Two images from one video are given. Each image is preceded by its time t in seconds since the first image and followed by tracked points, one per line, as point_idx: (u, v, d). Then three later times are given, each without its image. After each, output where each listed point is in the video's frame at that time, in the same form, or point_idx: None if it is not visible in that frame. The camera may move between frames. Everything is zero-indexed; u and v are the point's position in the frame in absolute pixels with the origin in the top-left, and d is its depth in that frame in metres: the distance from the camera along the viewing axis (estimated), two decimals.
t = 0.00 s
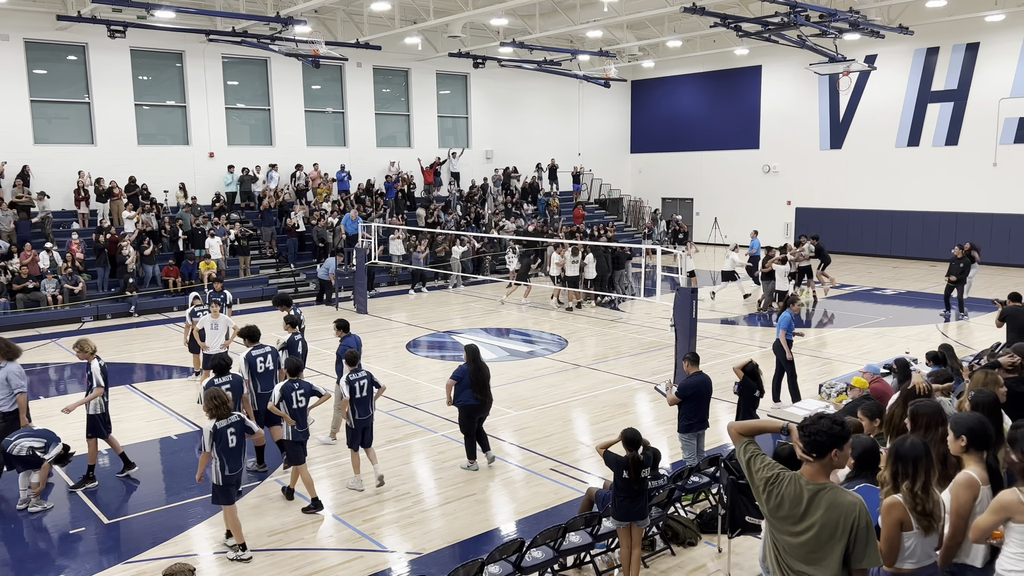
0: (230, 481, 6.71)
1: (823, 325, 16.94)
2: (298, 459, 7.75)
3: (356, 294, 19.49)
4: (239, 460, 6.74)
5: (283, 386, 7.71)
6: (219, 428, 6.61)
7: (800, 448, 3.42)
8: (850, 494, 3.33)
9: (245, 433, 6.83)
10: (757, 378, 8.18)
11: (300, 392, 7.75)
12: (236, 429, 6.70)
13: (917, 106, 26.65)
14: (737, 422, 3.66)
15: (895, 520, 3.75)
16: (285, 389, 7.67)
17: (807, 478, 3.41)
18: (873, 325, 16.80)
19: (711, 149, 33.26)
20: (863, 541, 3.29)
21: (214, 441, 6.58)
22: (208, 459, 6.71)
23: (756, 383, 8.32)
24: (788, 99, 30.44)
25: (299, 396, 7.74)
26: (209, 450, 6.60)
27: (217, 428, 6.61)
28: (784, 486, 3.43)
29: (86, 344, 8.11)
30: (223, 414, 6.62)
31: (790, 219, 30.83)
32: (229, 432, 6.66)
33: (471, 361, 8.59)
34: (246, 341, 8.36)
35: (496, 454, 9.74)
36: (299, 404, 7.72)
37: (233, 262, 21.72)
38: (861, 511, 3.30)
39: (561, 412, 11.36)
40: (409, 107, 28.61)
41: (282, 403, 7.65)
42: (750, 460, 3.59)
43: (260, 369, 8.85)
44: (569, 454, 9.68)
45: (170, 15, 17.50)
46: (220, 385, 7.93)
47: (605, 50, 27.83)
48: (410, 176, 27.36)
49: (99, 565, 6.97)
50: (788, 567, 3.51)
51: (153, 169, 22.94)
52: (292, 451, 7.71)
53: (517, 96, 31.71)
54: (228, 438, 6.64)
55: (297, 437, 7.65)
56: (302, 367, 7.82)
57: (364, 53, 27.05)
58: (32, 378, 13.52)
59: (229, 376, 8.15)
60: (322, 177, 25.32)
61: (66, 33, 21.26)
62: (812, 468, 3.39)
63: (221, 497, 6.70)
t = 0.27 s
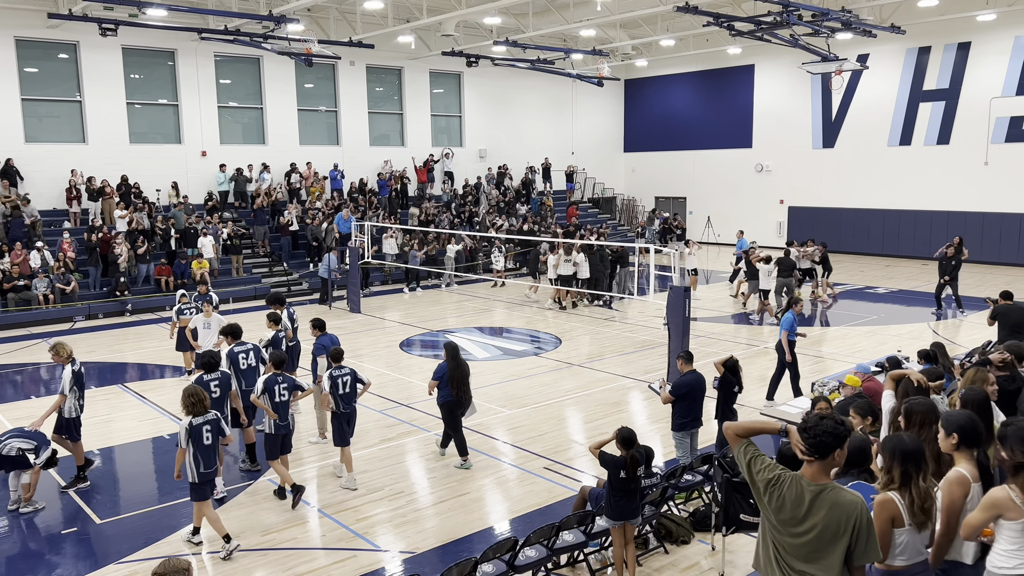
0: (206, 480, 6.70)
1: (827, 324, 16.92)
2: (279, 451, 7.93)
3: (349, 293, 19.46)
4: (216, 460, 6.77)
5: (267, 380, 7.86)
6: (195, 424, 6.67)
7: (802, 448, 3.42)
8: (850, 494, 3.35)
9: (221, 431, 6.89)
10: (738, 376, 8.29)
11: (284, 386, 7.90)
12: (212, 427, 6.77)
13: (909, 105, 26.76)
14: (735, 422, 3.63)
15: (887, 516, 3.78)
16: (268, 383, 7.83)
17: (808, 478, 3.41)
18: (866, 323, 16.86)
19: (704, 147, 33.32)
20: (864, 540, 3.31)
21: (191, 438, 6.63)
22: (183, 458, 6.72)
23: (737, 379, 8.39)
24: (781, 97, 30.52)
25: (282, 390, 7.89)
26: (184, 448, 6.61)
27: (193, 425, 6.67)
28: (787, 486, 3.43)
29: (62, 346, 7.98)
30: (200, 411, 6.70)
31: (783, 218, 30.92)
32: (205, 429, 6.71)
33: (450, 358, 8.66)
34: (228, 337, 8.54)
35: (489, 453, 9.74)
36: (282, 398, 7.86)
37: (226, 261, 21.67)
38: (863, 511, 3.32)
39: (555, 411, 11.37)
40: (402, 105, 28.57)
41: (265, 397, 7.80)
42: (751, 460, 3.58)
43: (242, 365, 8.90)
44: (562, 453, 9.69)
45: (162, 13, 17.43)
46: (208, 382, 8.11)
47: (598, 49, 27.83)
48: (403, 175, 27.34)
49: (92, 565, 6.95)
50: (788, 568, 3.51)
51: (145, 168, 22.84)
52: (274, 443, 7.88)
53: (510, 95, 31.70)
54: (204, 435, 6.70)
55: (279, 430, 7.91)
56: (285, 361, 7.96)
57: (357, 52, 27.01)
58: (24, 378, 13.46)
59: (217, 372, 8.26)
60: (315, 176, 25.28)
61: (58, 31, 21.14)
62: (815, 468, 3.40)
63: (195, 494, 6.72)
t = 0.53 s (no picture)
0: (179, 468, 6.96)
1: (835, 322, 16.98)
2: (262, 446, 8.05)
3: (342, 291, 19.43)
4: (191, 449, 6.99)
5: (252, 376, 7.93)
6: (174, 416, 6.83)
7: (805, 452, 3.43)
8: (854, 496, 3.39)
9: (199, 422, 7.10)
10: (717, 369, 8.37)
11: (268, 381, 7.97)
12: (190, 419, 6.94)
13: (902, 104, 26.85)
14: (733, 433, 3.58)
15: (882, 513, 3.78)
16: (253, 378, 7.90)
17: (811, 482, 3.43)
18: (859, 322, 16.92)
19: (697, 146, 33.37)
20: (869, 541, 3.35)
21: (169, 429, 6.79)
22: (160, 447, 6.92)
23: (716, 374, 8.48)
24: (773, 96, 30.59)
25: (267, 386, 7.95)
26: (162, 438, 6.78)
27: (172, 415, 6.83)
28: (793, 491, 3.43)
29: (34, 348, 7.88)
30: (178, 402, 6.88)
31: (776, 217, 31.00)
32: (183, 421, 6.88)
33: (432, 352, 8.92)
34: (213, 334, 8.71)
35: (483, 451, 9.74)
36: (267, 394, 7.94)
37: (219, 260, 21.62)
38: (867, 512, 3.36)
39: (549, 410, 11.38)
40: (396, 104, 28.53)
41: (251, 393, 7.90)
42: (754, 468, 3.55)
43: (228, 361, 9.05)
44: (556, 452, 9.70)
45: (153, 11, 17.37)
46: (197, 375, 8.11)
47: (591, 48, 27.83)
48: (396, 173, 27.31)
49: (85, 565, 6.93)
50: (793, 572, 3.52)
51: (138, 166, 22.75)
52: (256, 438, 7.97)
53: (503, 94, 31.68)
54: (182, 426, 6.88)
55: (264, 425, 7.96)
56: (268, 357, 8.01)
57: (350, 50, 26.97)
58: (16, 378, 13.42)
59: (207, 366, 8.26)
60: (309, 174, 25.23)
61: (49, 29, 21.03)
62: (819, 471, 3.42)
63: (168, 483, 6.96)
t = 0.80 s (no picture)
0: (158, 466, 7.00)
1: (835, 319, 17.06)
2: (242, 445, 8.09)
3: (336, 290, 19.40)
4: (169, 447, 7.03)
5: (233, 375, 7.93)
6: (151, 415, 6.86)
7: (814, 451, 3.45)
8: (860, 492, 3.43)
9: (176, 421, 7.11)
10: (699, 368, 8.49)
11: (250, 380, 7.98)
12: (168, 417, 6.97)
13: (895, 102, 26.92)
14: (739, 438, 3.51)
15: (878, 510, 3.77)
16: (236, 377, 7.91)
17: (820, 480, 3.44)
18: (853, 320, 16.96)
19: (692, 145, 33.41)
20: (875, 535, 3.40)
21: (147, 428, 6.82)
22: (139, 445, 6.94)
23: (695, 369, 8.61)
24: (767, 95, 30.65)
25: (249, 385, 7.96)
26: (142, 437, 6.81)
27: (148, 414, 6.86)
28: (803, 491, 3.42)
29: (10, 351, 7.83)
30: (156, 402, 6.93)
31: (770, 215, 31.09)
32: (160, 418, 6.90)
33: (413, 348, 8.93)
34: (197, 329, 8.81)
35: (478, 450, 9.74)
36: (248, 393, 7.94)
37: (213, 259, 21.57)
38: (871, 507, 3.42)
39: (543, 408, 11.39)
40: (390, 102, 28.51)
41: (232, 392, 7.87)
42: (761, 473, 3.51)
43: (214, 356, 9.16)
44: (551, 450, 9.70)
45: (146, 9, 17.30)
46: (185, 373, 8.05)
47: (586, 47, 27.82)
48: (390, 172, 27.30)
49: (78, 565, 6.90)
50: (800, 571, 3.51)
51: (131, 165, 22.68)
52: (238, 436, 8.04)
53: (497, 92, 31.66)
54: (159, 425, 6.91)
55: (247, 423, 7.99)
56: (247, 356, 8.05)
57: (344, 49, 26.93)
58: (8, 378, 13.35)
59: (194, 362, 8.19)
60: (303, 173, 25.19)
61: (41, 27, 20.92)
62: (826, 469, 3.45)
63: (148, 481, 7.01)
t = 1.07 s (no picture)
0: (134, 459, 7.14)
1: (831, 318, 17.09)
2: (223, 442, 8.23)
3: (332, 290, 19.38)
4: (146, 441, 7.16)
5: (214, 372, 8.20)
6: (127, 409, 6.98)
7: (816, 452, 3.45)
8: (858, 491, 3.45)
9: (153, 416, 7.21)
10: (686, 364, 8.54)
11: (231, 376, 8.30)
12: (144, 411, 7.07)
13: (890, 101, 26.97)
14: (742, 442, 3.47)
15: (876, 509, 3.76)
16: (217, 374, 8.18)
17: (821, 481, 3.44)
18: (848, 318, 17.00)
19: (688, 144, 33.44)
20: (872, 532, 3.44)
21: (122, 422, 6.95)
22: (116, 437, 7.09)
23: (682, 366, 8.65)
24: (762, 94, 30.70)
25: (230, 381, 8.26)
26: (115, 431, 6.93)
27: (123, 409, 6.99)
28: (807, 492, 3.41)
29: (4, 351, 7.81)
30: (132, 395, 7.01)
31: (765, 214, 31.14)
32: (137, 412, 7.02)
33: (392, 349, 8.95)
34: (181, 327, 8.89)
35: (474, 449, 9.74)
36: (230, 390, 8.21)
37: (208, 258, 21.51)
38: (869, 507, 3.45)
39: (539, 407, 11.39)
40: (385, 101, 28.48)
41: (213, 389, 8.13)
42: (765, 476, 3.47)
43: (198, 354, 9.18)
44: (547, 449, 9.70)
45: (140, 7, 17.25)
46: (169, 369, 8.07)
47: (581, 46, 27.80)
48: (386, 171, 27.28)
49: (73, 565, 6.88)
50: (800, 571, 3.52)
51: (126, 164, 22.62)
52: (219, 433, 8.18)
53: (493, 91, 31.64)
54: (135, 419, 7.02)
55: (227, 420, 8.15)
56: (228, 354, 8.32)
57: (340, 47, 26.88)
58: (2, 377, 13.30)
59: (177, 360, 8.25)
60: (299, 172, 25.16)
61: (35, 26, 20.82)
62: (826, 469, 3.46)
63: (123, 474, 7.16)
